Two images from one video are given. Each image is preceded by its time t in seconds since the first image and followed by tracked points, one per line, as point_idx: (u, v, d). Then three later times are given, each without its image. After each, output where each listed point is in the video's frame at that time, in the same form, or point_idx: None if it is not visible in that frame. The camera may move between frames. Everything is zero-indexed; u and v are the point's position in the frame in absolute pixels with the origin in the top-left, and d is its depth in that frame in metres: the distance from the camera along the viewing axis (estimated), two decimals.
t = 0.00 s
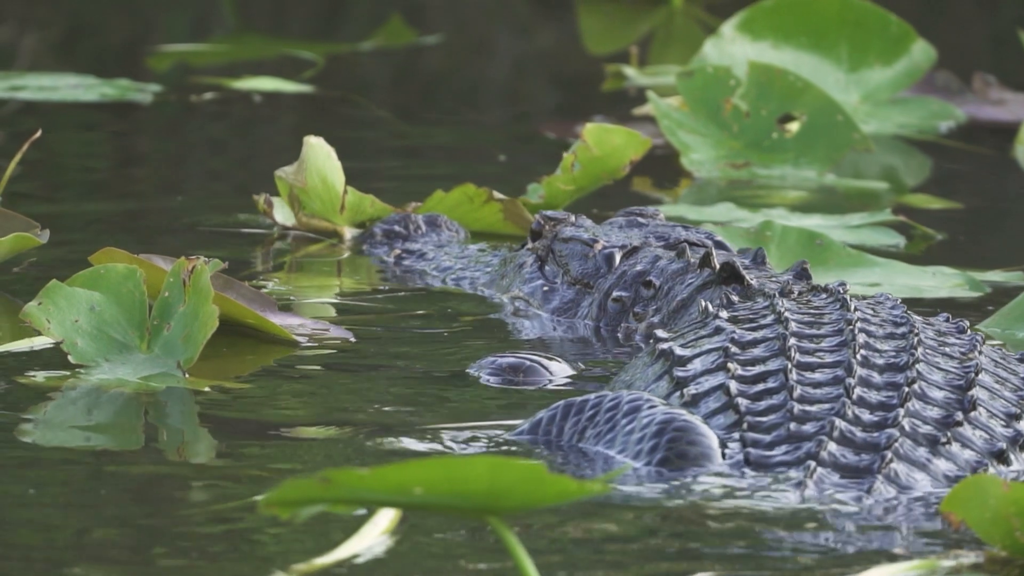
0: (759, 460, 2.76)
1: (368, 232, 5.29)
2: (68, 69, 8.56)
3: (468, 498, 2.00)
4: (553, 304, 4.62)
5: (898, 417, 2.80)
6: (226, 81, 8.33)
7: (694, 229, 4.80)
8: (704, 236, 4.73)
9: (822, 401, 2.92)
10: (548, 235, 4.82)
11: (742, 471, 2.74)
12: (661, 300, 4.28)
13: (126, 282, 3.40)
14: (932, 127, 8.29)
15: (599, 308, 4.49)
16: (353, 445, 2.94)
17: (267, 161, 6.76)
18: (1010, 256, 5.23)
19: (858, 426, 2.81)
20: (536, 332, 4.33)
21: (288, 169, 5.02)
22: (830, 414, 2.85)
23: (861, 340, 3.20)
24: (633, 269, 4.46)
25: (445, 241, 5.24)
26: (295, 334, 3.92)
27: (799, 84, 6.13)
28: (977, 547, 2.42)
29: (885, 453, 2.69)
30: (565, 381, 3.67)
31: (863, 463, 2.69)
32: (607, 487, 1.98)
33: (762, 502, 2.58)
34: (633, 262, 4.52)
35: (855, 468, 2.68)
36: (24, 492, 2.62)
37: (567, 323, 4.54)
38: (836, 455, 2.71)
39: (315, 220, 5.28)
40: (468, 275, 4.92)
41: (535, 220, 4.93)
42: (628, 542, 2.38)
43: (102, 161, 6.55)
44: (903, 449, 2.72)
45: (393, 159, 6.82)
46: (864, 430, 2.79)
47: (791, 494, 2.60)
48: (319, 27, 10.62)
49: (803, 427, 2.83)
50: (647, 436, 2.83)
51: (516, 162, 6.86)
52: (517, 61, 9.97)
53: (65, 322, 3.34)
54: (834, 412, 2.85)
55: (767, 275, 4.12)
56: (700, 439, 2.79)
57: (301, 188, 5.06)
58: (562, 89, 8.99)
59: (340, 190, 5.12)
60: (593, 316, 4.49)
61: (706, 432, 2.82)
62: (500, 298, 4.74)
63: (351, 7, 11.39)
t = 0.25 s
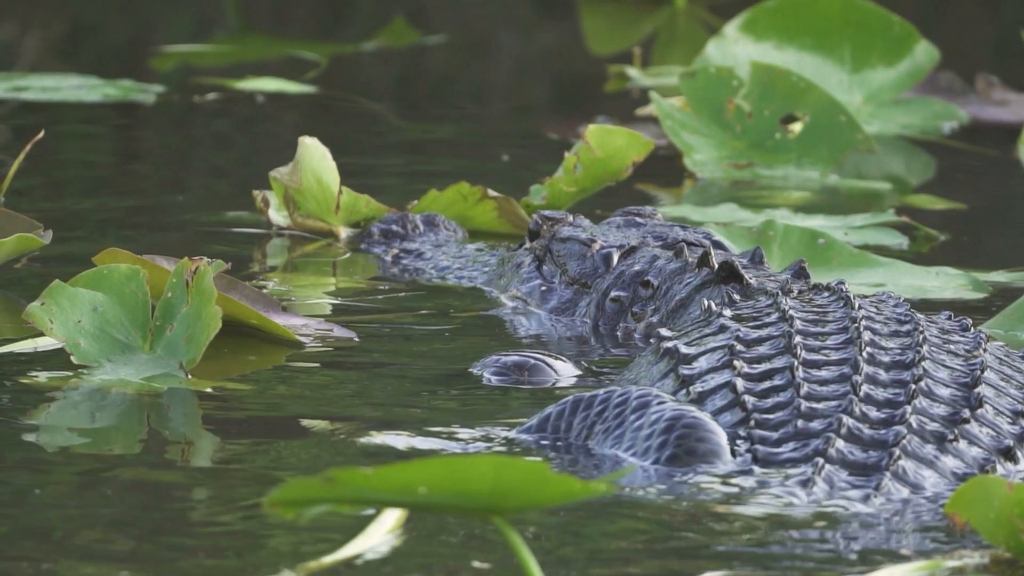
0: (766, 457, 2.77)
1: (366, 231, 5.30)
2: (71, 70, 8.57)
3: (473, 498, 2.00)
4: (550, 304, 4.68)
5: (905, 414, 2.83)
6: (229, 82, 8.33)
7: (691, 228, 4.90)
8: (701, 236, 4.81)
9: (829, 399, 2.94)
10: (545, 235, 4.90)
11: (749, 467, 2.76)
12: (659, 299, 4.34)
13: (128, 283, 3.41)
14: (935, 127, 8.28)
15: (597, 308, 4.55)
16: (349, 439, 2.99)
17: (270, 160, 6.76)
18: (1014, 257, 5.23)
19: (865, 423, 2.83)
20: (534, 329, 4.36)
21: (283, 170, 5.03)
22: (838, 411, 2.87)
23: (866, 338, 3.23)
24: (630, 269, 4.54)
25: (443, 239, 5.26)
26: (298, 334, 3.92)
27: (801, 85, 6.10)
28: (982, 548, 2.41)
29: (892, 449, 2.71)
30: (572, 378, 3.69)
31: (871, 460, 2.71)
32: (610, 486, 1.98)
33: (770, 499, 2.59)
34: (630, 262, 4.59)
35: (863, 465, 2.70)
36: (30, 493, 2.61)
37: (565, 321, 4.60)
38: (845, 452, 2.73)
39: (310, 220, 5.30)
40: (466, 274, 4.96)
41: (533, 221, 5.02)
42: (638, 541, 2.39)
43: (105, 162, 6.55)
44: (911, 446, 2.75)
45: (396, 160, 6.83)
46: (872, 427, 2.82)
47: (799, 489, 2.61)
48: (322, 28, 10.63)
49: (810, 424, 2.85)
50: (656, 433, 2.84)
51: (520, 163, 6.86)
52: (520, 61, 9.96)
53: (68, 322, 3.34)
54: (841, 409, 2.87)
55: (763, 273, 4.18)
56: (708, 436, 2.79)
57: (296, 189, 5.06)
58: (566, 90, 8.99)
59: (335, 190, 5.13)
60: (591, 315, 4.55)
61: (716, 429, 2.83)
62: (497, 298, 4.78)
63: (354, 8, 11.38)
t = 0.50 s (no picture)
0: (774, 454, 2.79)
1: (364, 231, 5.30)
2: (74, 70, 8.58)
3: (476, 496, 2.00)
4: (548, 304, 4.69)
5: (912, 411, 2.85)
6: (232, 82, 8.34)
7: (688, 228, 4.94)
8: (698, 236, 4.86)
9: (836, 396, 2.96)
10: (543, 234, 4.91)
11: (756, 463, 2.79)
12: (657, 298, 4.36)
13: (131, 284, 3.40)
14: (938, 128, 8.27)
15: (594, 307, 4.58)
16: (340, 439, 3.00)
17: (272, 160, 6.77)
18: (1016, 258, 5.22)
19: (872, 420, 2.85)
20: (531, 325, 4.43)
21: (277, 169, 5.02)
22: (845, 408, 2.89)
23: (872, 335, 3.25)
24: (629, 269, 4.55)
25: (441, 238, 5.32)
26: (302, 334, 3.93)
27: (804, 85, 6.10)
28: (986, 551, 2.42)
29: (899, 447, 2.74)
30: (577, 376, 3.72)
31: (878, 458, 2.73)
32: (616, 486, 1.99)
33: (777, 496, 2.61)
34: (628, 262, 4.61)
35: (870, 463, 2.72)
36: (36, 493, 2.62)
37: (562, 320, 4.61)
38: (852, 450, 2.75)
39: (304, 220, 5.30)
40: (464, 272, 5.01)
41: (530, 220, 5.01)
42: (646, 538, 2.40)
43: (108, 162, 6.56)
44: (918, 444, 2.77)
45: (398, 160, 6.83)
46: (878, 424, 2.84)
47: (806, 488, 2.62)
48: (325, 29, 10.64)
49: (817, 421, 2.87)
50: (664, 429, 2.86)
51: (522, 163, 6.87)
52: (522, 62, 9.96)
53: (71, 323, 3.35)
54: (848, 406, 2.89)
55: (761, 272, 4.20)
56: (716, 433, 2.81)
57: (291, 189, 5.06)
58: (568, 91, 8.99)
59: (330, 190, 5.13)
60: (589, 315, 4.57)
61: (723, 425, 2.84)
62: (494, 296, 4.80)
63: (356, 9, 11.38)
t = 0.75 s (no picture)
0: (781, 450, 2.82)
1: (361, 229, 5.34)
2: (76, 71, 8.59)
3: (478, 497, 2.01)
4: (545, 302, 4.75)
5: (918, 408, 2.88)
6: (235, 83, 8.35)
7: (685, 227, 4.96)
8: (696, 236, 4.87)
9: (842, 392, 2.99)
10: (541, 233, 4.97)
11: (763, 459, 2.81)
12: (654, 297, 4.43)
13: (133, 284, 3.41)
14: (940, 129, 8.27)
15: (591, 306, 4.64)
16: (338, 438, 3.00)
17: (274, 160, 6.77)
18: (1019, 259, 5.22)
19: (878, 417, 2.88)
20: (529, 322, 4.49)
21: (270, 169, 5.09)
22: (851, 405, 2.92)
23: (876, 333, 3.29)
24: (626, 269, 4.62)
25: (438, 237, 5.37)
26: (304, 334, 3.94)
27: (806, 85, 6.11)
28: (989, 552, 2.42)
29: (906, 443, 2.76)
30: (578, 377, 3.73)
31: (885, 454, 2.75)
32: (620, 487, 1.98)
33: (785, 492, 2.62)
34: (624, 261, 4.68)
35: (877, 459, 2.74)
36: (42, 493, 2.62)
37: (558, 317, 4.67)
38: (859, 446, 2.78)
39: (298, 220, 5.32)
40: (462, 270, 5.05)
41: (527, 220, 5.07)
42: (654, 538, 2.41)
43: (111, 162, 6.57)
44: (925, 441, 2.80)
45: (400, 161, 6.83)
46: (885, 421, 2.87)
47: (814, 483, 2.64)
48: (327, 29, 10.64)
49: (823, 418, 2.89)
50: (671, 425, 2.86)
51: (524, 164, 6.87)
52: (525, 62, 9.96)
53: (73, 324, 3.35)
54: (854, 403, 2.92)
55: (758, 271, 4.25)
56: (723, 429, 2.82)
57: (284, 188, 5.12)
58: (570, 91, 9.00)
59: (323, 189, 5.18)
60: (586, 314, 4.64)
61: (730, 422, 2.86)
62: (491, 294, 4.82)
63: (359, 10, 11.39)
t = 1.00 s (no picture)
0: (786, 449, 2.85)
1: (358, 229, 5.36)
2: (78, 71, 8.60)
3: (480, 497, 2.01)
4: (541, 301, 4.78)
5: (923, 406, 2.90)
6: (237, 83, 8.35)
7: (682, 227, 4.98)
8: (692, 234, 4.93)
9: (848, 390, 3.02)
10: (537, 232, 4.98)
11: (769, 456, 2.85)
12: (649, 297, 4.45)
13: (134, 285, 3.41)
14: (942, 129, 8.26)
15: (588, 306, 4.67)
16: (338, 438, 3.01)
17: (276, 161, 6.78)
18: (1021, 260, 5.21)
19: (884, 415, 2.90)
20: (525, 321, 4.53)
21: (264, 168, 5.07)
22: (856, 403, 2.95)
23: (880, 331, 3.31)
24: (622, 268, 4.65)
25: (434, 235, 5.39)
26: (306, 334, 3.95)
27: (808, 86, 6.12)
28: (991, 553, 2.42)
29: (912, 440, 2.78)
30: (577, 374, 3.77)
31: (891, 450, 2.77)
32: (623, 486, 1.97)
33: (790, 490, 2.64)
34: (621, 261, 4.71)
35: (883, 455, 2.76)
36: (47, 493, 2.62)
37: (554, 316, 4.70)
38: (865, 444, 2.79)
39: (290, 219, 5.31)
40: (460, 268, 5.08)
41: (523, 219, 5.09)
42: (661, 535, 2.42)
43: (112, 163, 6.57)
44: (930, 438, 2.80)
45: (402, 161, 6.83)
46: (890, 418, 2.88)
47: (820, 481, 2.66)
48: (329, 29, 10.65)
49: (829, 415, 2.93)
50: (678, 421, 2.88)
51: (526, 164, 6.88)
52: (527, 63, 9.96)
53: (75, 325, 3.35)
54: (859, 401, 2.95)
55: (755, 271, 4.31)
56: (730, 426, 2.85)
57: (277, 187, 5.11)
58: (572, 91, 9.00)
59: (315, 189, 5.16)
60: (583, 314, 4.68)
61: (738, 419, 2.88)
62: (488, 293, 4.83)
63: (361, 10, 11.39)
